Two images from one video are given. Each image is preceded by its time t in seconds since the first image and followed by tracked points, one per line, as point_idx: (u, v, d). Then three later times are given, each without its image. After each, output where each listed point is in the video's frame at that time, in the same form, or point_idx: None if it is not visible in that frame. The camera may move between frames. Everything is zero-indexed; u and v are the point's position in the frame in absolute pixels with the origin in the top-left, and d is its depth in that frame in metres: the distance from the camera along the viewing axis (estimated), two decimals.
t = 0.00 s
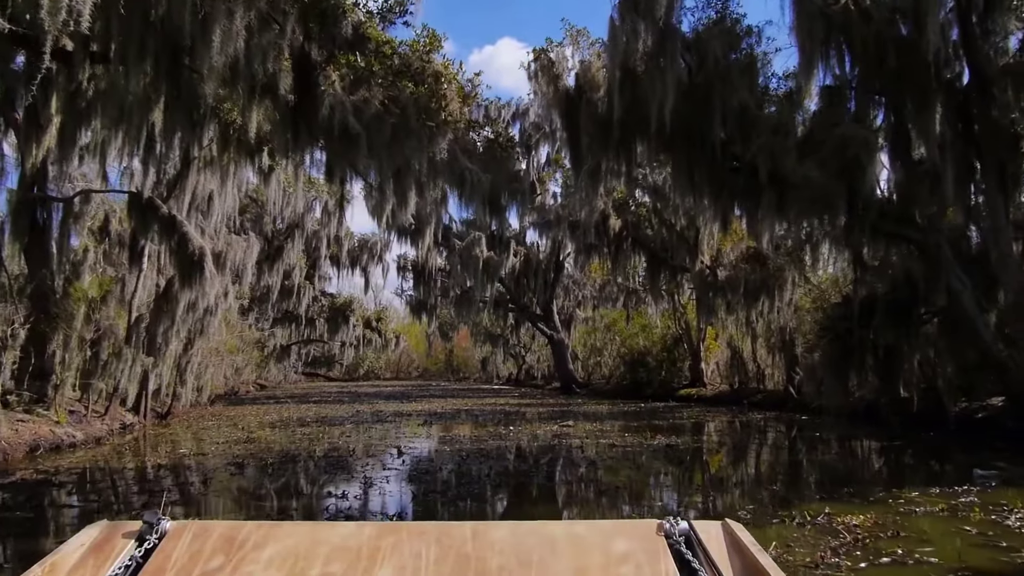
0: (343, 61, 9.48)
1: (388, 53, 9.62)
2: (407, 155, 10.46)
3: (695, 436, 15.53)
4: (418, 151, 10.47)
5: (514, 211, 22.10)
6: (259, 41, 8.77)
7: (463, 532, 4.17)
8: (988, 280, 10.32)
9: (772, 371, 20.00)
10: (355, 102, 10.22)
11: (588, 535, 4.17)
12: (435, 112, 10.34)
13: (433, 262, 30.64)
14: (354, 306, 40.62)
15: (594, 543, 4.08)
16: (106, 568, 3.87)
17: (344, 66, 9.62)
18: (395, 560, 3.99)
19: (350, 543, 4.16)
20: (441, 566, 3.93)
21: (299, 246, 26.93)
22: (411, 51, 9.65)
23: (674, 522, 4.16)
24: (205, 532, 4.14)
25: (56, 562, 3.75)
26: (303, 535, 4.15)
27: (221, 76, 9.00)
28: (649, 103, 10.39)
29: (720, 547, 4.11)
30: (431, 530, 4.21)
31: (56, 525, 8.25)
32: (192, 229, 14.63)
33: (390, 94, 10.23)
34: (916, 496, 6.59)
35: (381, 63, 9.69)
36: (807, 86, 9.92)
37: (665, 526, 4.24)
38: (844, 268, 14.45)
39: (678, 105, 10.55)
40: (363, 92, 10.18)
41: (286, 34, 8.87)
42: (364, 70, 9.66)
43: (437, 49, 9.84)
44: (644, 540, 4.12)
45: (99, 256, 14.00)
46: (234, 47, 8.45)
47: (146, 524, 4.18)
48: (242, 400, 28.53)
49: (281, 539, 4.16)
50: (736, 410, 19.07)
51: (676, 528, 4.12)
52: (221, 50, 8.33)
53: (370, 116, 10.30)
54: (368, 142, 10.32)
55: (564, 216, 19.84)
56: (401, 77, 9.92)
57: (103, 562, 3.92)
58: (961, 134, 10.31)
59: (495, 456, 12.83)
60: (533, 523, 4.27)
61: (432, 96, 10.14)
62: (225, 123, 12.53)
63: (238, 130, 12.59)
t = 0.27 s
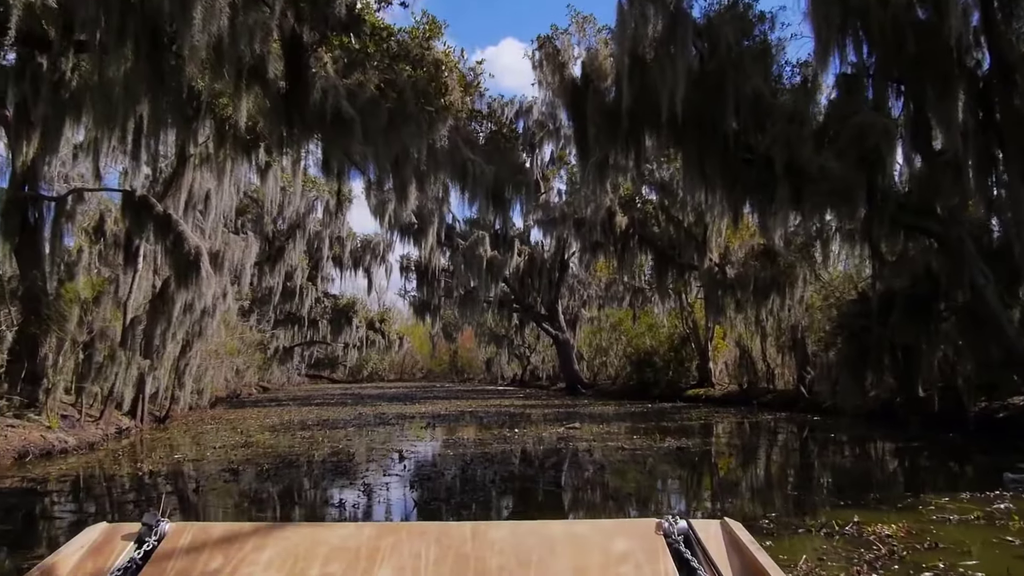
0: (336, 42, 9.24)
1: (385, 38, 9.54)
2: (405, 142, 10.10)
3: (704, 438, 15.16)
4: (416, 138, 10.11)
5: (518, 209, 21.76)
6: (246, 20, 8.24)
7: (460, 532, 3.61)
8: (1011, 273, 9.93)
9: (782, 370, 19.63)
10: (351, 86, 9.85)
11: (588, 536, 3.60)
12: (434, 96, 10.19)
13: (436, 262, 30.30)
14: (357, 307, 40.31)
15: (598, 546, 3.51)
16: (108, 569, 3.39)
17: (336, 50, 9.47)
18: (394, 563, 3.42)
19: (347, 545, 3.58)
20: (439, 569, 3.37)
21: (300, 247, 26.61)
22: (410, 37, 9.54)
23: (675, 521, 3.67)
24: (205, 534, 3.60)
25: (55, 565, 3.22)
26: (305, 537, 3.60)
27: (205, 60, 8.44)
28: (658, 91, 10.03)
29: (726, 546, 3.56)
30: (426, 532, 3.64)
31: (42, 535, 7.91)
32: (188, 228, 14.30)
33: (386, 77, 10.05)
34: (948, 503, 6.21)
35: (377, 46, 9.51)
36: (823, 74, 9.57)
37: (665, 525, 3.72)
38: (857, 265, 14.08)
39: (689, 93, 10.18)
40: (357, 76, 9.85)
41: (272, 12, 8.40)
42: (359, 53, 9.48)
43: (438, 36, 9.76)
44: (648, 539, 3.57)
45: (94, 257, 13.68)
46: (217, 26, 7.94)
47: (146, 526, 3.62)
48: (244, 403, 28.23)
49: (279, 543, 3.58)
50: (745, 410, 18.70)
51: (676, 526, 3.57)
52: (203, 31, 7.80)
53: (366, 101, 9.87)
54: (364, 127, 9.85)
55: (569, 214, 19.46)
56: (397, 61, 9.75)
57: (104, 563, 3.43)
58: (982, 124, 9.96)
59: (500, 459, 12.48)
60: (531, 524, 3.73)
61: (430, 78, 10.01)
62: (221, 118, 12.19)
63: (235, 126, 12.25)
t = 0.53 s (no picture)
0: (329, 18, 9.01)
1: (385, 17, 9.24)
2: (404, 128, 9.48)
3: (713, 440, 14.80)
4: (413, 123, 9.47)
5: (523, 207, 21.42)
6: None
7: (462, 535, 4.15)
8: None
9: (792, 371, 19.26)
10: (344, 66, 9.36)
11: (586, 534, 4.19)
12: (435, 77, 9.64)
13: (440, 261, 29.95)
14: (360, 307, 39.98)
15: (596, 544, 4.11)
16: (103, 569, 3.88)
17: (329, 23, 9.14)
18: (394, 557, 4.03)
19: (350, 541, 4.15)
20: (442, 561, 4.01)
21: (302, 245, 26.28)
22: (411, 22, 9.24)
23: (672, 522, 4.22)
24: (201, 534, 4.13)
25: (54, 564, 3.74)
26: (299, 534, 4.14)
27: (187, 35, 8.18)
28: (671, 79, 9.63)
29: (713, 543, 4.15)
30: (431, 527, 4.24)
31: (26, 542, 7.59)
32: (185, 224, 13.96)
33: (383, 57, 9.51)
34: (981, 513, 5.86)
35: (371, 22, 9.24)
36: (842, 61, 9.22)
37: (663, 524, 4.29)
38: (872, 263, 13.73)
39: (703, 82, 9.75)
40: (352, 54, 9.47)
41: None
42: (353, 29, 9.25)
43: (439, 21, 9.43)
44: (644, 540, 4.16)
45: (88, 254, 13.36)
46: None
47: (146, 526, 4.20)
48: (245, 403, 27.91)
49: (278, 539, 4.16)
50: (754, 412, 18.33)
51: (673, 527, 4.18)
52: None
53: (361, 82, 9.34)
54: (359, 109, 9.32)
55: (575, 211, 19.10)
56: (394, 39, 9.36)
57: (103, 563, 3.93)
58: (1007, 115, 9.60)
59: (505, 461, 12.12)
60: (532, 521, 4.31)
61: (430, 57, 9.52)
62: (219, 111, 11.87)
63: (233, 118, 11.93)
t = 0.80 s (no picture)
0: None
1: None
2: (401, 110, 9.11)
3: (724, 443, 14.39)
4: (411, 103, 9.10)
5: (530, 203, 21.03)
6: None
7: (457, 532, 4.01)
8: None
9: (802, 371, 18.86)
10: (337, 42, 9.04)
11: (582, 534, 4.06)
12: (435, 55, 9.32)
13: (444, 259, 29.58)
14: (364, 306, 39.67)
15: (593, 543, 3.98)
16: (101, 568, 3.73)
17: None
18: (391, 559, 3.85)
19: (344, 540, 4.00)
20: (440, 563, 3.82)
21: (305, 242, 25.93)
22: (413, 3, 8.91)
23: (669, 521, 4.11)
24: (202, 532, 3.98)
25: (53, 561, 3.60)
26: (297, 535, 3.99)
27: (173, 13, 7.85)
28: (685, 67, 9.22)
29: (720, 541, 3.97)
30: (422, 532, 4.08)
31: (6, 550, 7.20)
32: (181, 219, 13.61)
33: (379, 32, 9.12)
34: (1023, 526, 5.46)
35: None
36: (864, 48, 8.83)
37: (661, 524, 4.14)
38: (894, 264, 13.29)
39: (719, 69, 9.35)
40: (346, 30, 9.10)
41: None
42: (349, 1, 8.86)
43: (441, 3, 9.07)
44: (643, 539, 4.03)
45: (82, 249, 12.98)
46: None
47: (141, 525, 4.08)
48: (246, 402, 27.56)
49: (276, 541, 4.02)
50: (764, 414, 17.93)
51: (673, 526, 4.04)
52: None
53: (356, 59, 8.98)
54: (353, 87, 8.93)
55: (581, 207, 18.70)
56: (390, 14, 9.03)
57: (100, 560, 3.80)
58: None
59: (509, 464, 11.73)
60: (524, 523, 4.19)
61: (431, 35, 9.21)
62: (215, 101, 11.50)
63: (230, 109, 11.56)
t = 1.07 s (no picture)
0: None
1: None
2: (397, 88, 8.62)
3: (735, 447, 14.01)
4: (410, 79, 8.64)
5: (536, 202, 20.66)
6: None
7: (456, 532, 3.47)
8: None
9: (814, 374, 18.47)
10: (331, 14, 8.57)
11: (583, 535, 3.51)
12: (436, 29, 9.05)
13: (448, 259, 29.21)
14: (367, 306, 39.34)
15: (591, 545, 3.43)
16: (102, 568, 3.23)
17: None
18: (390, 561, 3.32)
19: (345, 542, 3.46)
20: (434, 566, 3.29)
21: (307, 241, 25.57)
22: None
23: (670, 520, 3.51)
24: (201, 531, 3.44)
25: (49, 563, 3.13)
26: (298, 536, 3.44)
27: None
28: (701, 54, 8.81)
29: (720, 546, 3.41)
30: (418, 531, 3.51)
31: None
32: (179, 215, 13.26)
33: (376, 5, 8.75)
34: None
35: None
36: (887, 35, 8.46)
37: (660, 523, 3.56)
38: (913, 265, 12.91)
39: (735, 57, 8.94)
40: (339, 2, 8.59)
41: None
42: None
43: None
44: (642, 540, 3.45)
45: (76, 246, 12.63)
46: None
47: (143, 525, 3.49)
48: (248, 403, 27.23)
49: (279, 541, 3.48)
50: (775, 417, 17.53)
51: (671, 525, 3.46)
52: None
53: (349, 34, 8.48)
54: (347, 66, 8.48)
55: (588, 205, 18.30)
56: None
57: (100, 562, 3.28)
58: None
59: (514, 466, 11.36)
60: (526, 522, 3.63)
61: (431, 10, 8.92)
62: (212, 93, 11.14)
63: (227, 101, 11.19)
